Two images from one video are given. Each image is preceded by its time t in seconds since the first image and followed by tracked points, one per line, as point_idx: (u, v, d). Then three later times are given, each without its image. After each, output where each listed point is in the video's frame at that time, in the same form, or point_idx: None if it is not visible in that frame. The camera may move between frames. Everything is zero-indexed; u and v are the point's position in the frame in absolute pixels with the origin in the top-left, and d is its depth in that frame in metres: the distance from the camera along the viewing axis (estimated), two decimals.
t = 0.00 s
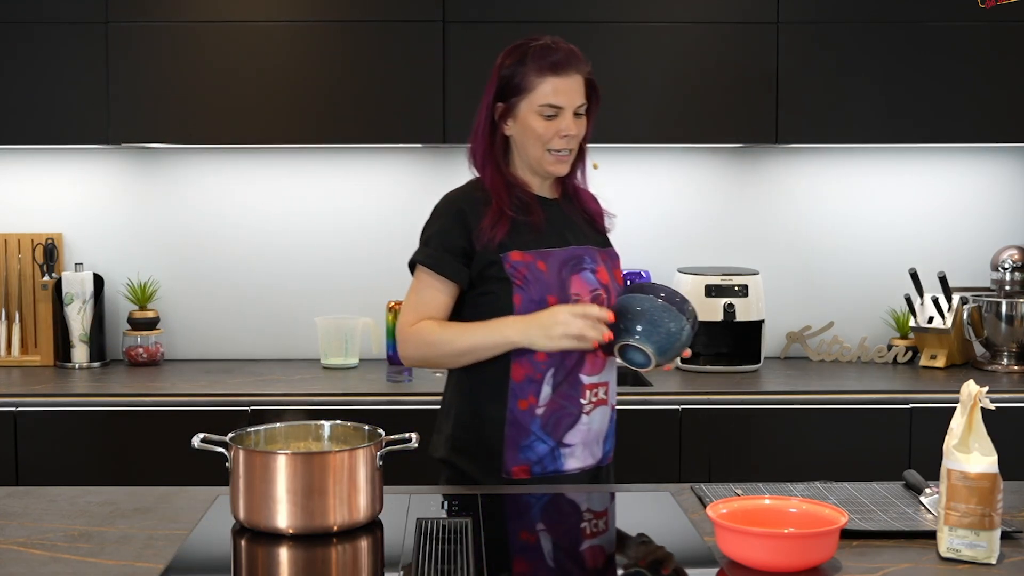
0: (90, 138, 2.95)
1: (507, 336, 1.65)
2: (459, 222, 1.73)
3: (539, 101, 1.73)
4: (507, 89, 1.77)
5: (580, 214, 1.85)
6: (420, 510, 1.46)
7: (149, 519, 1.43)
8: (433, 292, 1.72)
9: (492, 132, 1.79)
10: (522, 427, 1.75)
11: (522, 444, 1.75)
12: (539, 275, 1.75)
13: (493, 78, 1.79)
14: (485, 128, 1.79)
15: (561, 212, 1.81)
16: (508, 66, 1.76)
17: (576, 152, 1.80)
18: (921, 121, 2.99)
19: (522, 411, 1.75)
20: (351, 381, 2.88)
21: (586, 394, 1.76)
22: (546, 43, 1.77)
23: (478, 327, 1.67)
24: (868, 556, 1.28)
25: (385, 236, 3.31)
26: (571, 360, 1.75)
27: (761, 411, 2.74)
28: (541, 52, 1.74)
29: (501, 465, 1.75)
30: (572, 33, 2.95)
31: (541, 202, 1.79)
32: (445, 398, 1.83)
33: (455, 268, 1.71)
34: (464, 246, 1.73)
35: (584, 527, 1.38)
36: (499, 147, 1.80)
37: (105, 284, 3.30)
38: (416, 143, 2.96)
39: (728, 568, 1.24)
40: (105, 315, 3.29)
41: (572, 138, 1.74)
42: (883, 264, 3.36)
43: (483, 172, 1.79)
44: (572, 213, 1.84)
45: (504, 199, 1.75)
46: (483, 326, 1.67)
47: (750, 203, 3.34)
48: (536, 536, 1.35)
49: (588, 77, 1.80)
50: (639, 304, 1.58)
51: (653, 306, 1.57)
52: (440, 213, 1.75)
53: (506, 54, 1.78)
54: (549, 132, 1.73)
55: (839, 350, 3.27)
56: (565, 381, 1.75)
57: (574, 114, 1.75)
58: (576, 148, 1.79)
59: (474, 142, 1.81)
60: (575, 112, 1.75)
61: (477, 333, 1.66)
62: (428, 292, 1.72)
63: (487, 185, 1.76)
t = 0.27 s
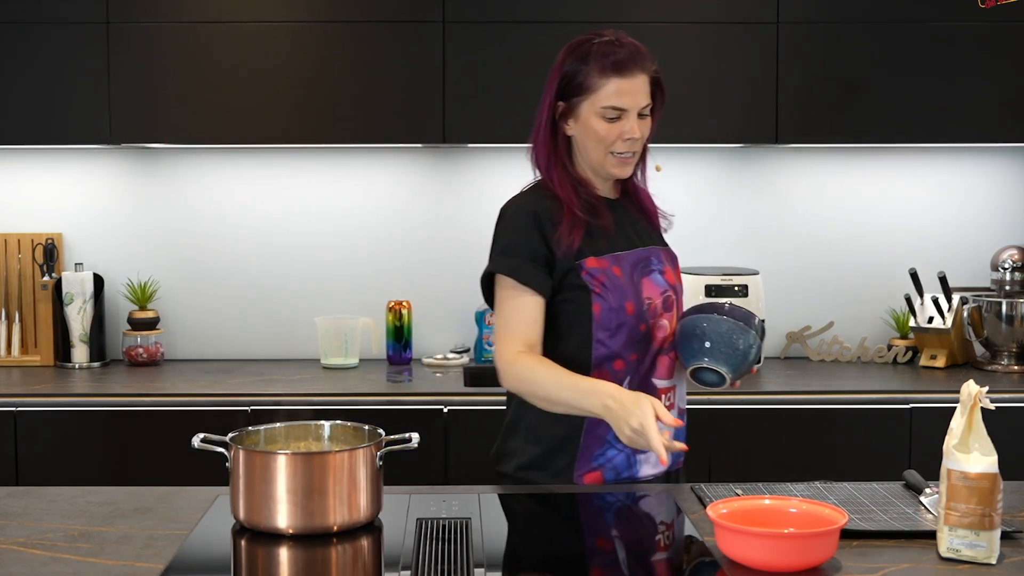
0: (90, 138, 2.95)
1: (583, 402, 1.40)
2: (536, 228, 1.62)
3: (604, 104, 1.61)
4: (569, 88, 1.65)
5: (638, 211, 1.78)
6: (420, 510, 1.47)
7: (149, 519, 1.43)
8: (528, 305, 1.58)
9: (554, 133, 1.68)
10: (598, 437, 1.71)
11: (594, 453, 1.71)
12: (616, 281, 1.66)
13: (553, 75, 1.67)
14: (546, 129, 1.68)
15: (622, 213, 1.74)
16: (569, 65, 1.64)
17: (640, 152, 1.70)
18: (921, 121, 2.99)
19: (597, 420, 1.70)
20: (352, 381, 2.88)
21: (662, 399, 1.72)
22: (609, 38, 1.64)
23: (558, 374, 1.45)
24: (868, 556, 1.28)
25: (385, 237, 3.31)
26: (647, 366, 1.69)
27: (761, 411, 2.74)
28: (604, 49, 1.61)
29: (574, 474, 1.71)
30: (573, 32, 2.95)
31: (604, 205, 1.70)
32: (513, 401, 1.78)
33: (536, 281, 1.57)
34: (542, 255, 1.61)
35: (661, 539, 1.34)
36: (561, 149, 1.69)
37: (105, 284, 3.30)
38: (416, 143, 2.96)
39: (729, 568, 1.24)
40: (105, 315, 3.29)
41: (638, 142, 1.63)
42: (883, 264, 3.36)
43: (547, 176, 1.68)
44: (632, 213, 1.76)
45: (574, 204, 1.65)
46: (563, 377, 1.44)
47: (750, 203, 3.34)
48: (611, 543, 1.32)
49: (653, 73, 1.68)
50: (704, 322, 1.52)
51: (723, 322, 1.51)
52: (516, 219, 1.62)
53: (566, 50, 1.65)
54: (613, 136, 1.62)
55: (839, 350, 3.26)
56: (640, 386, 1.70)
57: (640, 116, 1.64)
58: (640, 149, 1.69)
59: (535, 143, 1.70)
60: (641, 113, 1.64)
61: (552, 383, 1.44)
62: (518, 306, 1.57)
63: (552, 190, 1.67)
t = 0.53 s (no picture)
0: (90, 138, 2.95)
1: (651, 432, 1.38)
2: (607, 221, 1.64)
3: (676, 104, 1.61)
4: (643, 87, 1.65)
5: (712, 213, 1.78)
6: (420, 510, 1.47)
7: (149, 519, 1.43)
8: (611, 297, 1.56)
9: (626, 130, 1.70)
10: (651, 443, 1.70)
11: (646, 458, 1.70)
12: (679, 287, 1.66)
13: (628, 73, 1.67)
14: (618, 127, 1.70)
15: (695, 215, 1.75)
16: (644, 63, 1.64)
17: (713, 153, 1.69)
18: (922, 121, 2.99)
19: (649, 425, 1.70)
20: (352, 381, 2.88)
21: (719, 408, 1.72)
22: (686, 37, 1.64)
23: (635, 391, 1.42)
24: (868, 556, 1.28)
25: (385, 236, 3.31)
26: (703, 373, 1.70)
27: (761, 411, 2.74)
28: (680, 48, 1.61)
29: (623, 476, 1.70)
30: (574, 32, 2.95)
31: (673, 205, 1.71)
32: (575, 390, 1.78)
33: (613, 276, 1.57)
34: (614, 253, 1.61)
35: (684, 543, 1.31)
36: (632, 147, 1.70)
37: (105, 284, 3.30)
38: (416, 143, 2.96)
39: (727, 567, 1.23)
40: (105, 315, 3.29)
41: (711, 143, 1.62)
42: (883, 264, 3.36)
43: (617, 174, 1.70)
44: (705, 216, 1.76)
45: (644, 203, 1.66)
46: (644, 398, 1.40)
47: (750, 203, 3.34)
48: (663, 549, 1.28)
49: (729, 73, 1.67)
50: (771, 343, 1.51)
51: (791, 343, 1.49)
52: (588, 215, 1.64)
53: (641, 48, 1.66)
54: (685, 137, 1.62)
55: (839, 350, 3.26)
56: (697, 396, 1.71)
57: (714, 117, 1.63)
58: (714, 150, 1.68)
59: (607, 140, 1.72)
60: (715, 114, 1.62)
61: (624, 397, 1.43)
62: (599, 301, 1.56)
63: (622, 189, 1.68)
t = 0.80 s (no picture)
0: (89, 138, 2.95)
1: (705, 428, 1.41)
2: (670, 218, 1.67)
3: (748, 102, 1.61)
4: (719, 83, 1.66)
5: (793, 215, 1.77)
6: (420, 510, 1.47)
7: (149, 519, 1.43)
8: (673, 297, 1.61)
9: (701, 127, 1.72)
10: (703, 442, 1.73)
11: (698, 458, 1.74)
12: (740, 288, 1.68)
13: (705, 69, 1.68)
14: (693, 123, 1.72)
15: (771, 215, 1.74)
16: (720, 60, 1.65)
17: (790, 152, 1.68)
18: (922, 121, 2.99)
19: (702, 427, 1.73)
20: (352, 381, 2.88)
21: (779, 415, 1.73)
22: (765, 33, 1.62)
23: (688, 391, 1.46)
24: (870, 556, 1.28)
25: (384, 236, 3.31)
26: (763, 378, 1.72)
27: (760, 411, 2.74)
28: (754, 46, 1.60)
29: (674, 475, 1.74)
30: (574, 32, 2.95)
31: (745, 203, 1.72)
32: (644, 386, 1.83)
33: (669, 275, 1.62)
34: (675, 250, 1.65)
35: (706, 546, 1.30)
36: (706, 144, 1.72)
37: (105, 284, 3.30)
38: (416, 143, 2.96)
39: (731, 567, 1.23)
40: (105, 315, 3.29)
41: (785, 143, 1.61)
42: (883, 264, 3.37)
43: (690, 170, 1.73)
44: (781, 216, 1.75)
45: (711, 201, 1.68)
46: (699, 396, 1.44)
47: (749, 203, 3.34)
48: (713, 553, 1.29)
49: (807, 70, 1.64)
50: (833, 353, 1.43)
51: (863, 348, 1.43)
52: (650, 210, 1.68)
53: (719, 42, 1.66)
54: (756, 137, 1.61)
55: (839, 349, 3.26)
56: (755, 398, 1.73)
57: (789, 117, 1.61)
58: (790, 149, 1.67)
59: (682, 135, 1.75)
60: (790, 114, 1.61)
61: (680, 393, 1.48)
62: (658, 301, 1.61)
63: (692, 186, 1.71)
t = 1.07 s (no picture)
0: (89, 139, 2.95)
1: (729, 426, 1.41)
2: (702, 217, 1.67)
3: (780, 100, 1.60)
4: (752, 83, 1.66)
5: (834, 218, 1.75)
6: (420, 510, 1.47)
7: (149, 519, 1.43)
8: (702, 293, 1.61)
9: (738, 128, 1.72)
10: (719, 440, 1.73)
11: (713, 455, 1.74)
12: (765, 288, 1.68)
13: (739, 69, 1.69)
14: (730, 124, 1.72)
15: (809, 217, 1.73)
16: (752, 60, 1.65)
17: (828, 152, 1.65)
18: (922, 121, 2.99)
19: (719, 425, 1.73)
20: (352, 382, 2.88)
21: (799, 418, 1.73)
22: (795, 31, 1.62)
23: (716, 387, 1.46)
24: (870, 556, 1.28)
25: (384, 237, 3.31)
26: (785, 380, 1.71)
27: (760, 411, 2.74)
28: (784, 43, 1.60)
29: (687, 470, 1.76)
30: (574, 32, 2.95)
31: (783, 205, 1.71)
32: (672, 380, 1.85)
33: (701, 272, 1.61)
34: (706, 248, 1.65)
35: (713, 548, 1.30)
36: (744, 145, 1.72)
37: (105, 284, 3.30)
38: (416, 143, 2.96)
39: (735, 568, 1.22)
40: (105, 315, 3.29)
41: (820, 141, 1.59)
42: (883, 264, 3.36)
43: (728, 172, 1.73)
44: (820, 219, 1.74)
45: (748, 201, 1.68)
46: (723, 398, 1.44)
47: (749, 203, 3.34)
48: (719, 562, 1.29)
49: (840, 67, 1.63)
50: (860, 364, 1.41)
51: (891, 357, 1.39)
52: (684, 206, 1.68)
53: (751, 42, 1.67)
54: (789, 134, 1.60)
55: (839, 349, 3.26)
56: (776, 400, 1.72)
57: (821, 113, 1.59)
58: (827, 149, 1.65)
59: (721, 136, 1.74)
60: (822, 110, 1.59)
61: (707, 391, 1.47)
62: (688, 297, 1.60)
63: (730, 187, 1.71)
